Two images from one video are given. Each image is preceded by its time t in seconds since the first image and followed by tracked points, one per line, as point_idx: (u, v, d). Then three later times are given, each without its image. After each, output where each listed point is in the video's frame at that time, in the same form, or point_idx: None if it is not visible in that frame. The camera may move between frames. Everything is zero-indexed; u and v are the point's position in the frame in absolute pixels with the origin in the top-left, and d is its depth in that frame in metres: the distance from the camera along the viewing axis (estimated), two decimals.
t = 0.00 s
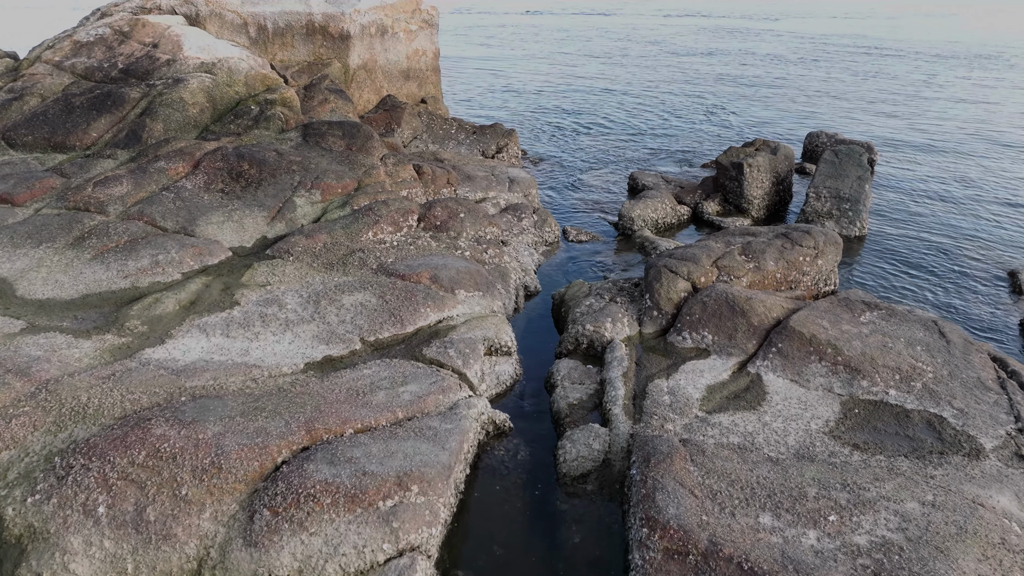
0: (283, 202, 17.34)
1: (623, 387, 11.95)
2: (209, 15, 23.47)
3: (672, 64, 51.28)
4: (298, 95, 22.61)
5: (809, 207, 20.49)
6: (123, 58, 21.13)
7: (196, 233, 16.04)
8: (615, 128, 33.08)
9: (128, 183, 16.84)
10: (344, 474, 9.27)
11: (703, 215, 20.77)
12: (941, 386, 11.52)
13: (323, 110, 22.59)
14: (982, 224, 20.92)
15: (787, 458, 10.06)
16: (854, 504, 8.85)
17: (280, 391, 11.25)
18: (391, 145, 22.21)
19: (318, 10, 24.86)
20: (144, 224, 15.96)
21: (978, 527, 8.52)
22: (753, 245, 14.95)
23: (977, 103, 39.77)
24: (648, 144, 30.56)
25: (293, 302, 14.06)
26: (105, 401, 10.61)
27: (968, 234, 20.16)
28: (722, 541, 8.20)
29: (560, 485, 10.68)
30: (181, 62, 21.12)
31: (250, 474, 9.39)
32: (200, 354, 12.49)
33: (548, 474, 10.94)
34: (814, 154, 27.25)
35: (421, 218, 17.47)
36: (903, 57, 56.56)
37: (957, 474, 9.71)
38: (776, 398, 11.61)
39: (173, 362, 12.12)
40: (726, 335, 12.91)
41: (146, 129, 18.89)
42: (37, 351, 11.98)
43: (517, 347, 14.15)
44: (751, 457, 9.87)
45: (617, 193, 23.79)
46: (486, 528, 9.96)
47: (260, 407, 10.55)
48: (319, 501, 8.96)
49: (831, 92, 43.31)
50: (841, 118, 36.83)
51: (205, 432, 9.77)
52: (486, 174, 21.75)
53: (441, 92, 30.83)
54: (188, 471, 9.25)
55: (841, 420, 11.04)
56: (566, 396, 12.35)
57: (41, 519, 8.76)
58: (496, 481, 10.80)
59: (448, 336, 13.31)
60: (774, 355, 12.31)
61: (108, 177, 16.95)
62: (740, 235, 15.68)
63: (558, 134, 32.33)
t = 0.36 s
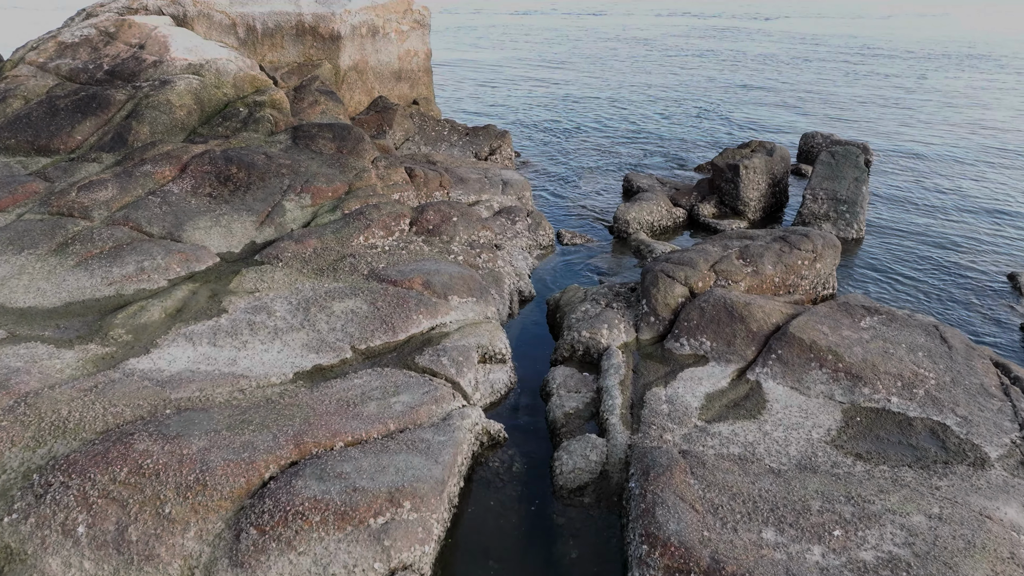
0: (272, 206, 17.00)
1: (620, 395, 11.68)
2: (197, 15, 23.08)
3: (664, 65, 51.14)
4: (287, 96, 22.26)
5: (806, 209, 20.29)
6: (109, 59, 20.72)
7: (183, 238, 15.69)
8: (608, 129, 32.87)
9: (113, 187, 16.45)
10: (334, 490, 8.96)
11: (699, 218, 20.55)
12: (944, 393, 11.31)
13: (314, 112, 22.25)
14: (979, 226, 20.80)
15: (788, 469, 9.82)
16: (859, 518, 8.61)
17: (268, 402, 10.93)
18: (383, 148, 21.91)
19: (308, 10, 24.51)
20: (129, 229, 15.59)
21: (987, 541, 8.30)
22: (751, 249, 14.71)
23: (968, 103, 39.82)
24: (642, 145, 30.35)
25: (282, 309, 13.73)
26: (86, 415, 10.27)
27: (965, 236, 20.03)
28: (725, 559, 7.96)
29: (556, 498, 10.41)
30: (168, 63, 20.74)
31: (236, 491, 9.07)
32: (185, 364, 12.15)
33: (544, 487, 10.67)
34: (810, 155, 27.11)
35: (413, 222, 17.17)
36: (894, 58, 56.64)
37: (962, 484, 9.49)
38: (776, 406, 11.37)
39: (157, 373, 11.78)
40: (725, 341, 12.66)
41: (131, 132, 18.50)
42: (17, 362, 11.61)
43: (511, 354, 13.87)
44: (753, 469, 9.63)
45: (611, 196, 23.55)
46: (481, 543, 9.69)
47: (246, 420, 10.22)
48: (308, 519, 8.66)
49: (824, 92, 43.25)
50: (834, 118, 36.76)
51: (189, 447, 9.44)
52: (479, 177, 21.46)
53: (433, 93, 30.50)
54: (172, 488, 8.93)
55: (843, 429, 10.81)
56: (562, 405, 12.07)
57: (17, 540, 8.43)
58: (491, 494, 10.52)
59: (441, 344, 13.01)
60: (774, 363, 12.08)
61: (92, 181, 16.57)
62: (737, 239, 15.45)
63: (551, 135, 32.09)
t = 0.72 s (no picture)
0: (260, 210, 16.67)
1: (616, 404, 11.42)
2: (183, 15, 22.70)
3: (657, 65, 50.98)
4: (276, 98, 21.91)
5: (802, 211, 20.12)
6: (93, 60, 20.30)
7: (169, 244, 15.34)
8: (602, 130, 32.65)
9: (97, 191, 16.06)
10: (322, 507, 8.66)
11: (694, 220, 20.34)
12: (946, 400, 11.11)
13: (303, 114, 21.92)
14: (975, 228, 20.69)
15: (790, 480, 9.60)
16: (864, 531, 8.39)
17: (254, 414, 10.61)
18: (374, 150, 21.59)
19: (297, 10, 24.16)
20: (113, 235, 15.21)
21: (994, 555, 8.11)
22: (748, 253, 14.48)
23: (960, 103, 39.88)
24: (635, 146, 30.16)
25: (270, 316, 13.41)
26: (65, 429, 9.92)
27: (962, 237, 19.91)
28: None
29: (551, 511, 10.14)
30: (154, 65, 20.35)
31: (220, 509, 8.77)
32: (170, 374, 11.81)
33: (539, 499, 10.40)
34: (804, 155, 26.97)
35: (405, 225, 16.86)
36: (886, 58, 56.72)
37: (967, 495, 9.29)
38: (776, 414, 11.15)
39: (141, 384, 11.43)
40: (723, 347, 12.43)
41: (116, 135, 18.12)
42: None
43: (505, 361, 13.59)
44: (753, 481, 9.40)
45: (605, 197, 23.31)
46: (475, 558, 9.41)
47: (232, 433, 9.90)
48: (296, 538, 8.36)
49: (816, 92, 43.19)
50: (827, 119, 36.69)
51: (172, 463, 9.11)
52: (471, 179, 21.18)
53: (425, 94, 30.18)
54: (154, 507, 8.61)
55: (844, 438, 10.60)
56: (557, 414, 11.81)
57: None
58: (485, 507, 10.24)
59: (433, 351, 12.72)
60: (773, 369, 11.85)
61: (76, 185, 16.18)
62: (733, 242, 15.23)
63: (544, 136, 31.84)
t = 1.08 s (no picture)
0: (249, 214, 16.33)
1: (613, 412, 11.16)
2: (170, 16, 22.33)
3: (650, 65, 50.79)
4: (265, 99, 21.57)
5: (799, 213, 19.94)
6: (78, 61, 19.89)
7: (154, 249, 14.98)
8: (595, 131, 32.39)
9: (80, 196, 15.68)
10: (311, 525, 8.37)
11: (690, 222, 20.13)
12: (949, 407, 10.91)
13: (293, 116, 21.59)
14: (972, 230, 20.58)
15: (791, 492, 9.38)
16: (869, 545, 8.18)
17: (241, 426, 10.29)
18: (365, 152, 21.27)
19: (287, 10, 23.83)
20: (97, 240, 14.84)
21: (1003, 570, 7.91)
22: (745, 256, 14.26)
23: (953, 103, 39.86)
24: (629, 147, 29.94)
25: (258, 323, 13.09)
26: (44, 444, 9.58)
27: (959, 240, 19.80)
28: None
29: (547, 524, 9.88)
30: (140, 66, 19.95)
31: (205, 526, 8.46)
32: (155, 384, 11.47)
33: (535, 511, 10.14)
34: (799, 156, 26.85)
35: (396, 229, 16.56)
36: (879, 58, 56.73)
37: (973, 506, 9.09)
38: (776, 422, 10.92)
39: (124, 395, 11.08)
40: (721, 353, 12.20)
41: (101, 138, 17.74)
42: None
43: (499, 368, 13.32)
44: (755, 492, 9.16)
45: (599, 199, 23.06)
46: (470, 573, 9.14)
47: (217, 447, 9.58)
48: (283, 557, 8.07)
49: (809, 92, 43.11)
50: (822, 119, 36.59)
51: (155, 479, 8.79)
52: (464, 181, 20.90)
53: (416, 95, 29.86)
54: (135, 525, 8.29)
55: (846, 446, 10.39)
56: (553, 423, 11.54)
57: None
58: (480, 519, 9.95)
59: (425, 359, 12.43)
60: (772, 376, 11.64)
61: (59, 189, 15.79)
62: (730, 245, 15.02)
63: (538, 137, 31.58)
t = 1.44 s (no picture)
0: (237, 218, 16.00)
1: (610, 422, 10.92)
2: (158, 16, 21.96)
3: (643, 65, 50.61)
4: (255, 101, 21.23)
5: (796, 215, 19.74)
6: (63, 62, 19.48)
7: (141, 255, 14.64)
8: (590, 132, 32.20)
9: (64, 200, 15.31)
10: (299, 543, 8.09)
11: (686, 224, 19.91)
12: (952, 414, 10.71)
13: (283, 117, 21.26)
14: (970, 232, 20.45)
15: (794, 504, 9.16)
16: (875, 560, 7.97)
17: (228, 439, 9.99)
18: (356, 154, 20.97)
19: (276, 11, 23.50)
20: (81, 246, 14.49)
21: None
22: (743, 259, 14.04)
23: (946, 104, 39.84)
24: (624, 148, 29.73)
25: (246, 331, 12.78)
26: (23, 460, 9.24)
27: (957, 242, 19.66)
28: None
29: (544, 537, 9.63)
30: (126, 67, 19.56)
31: (189, 545, 8.17)
32: (139, 395, 11.14)
33: (531, 525, 9.88)
34: (795, 157, 26.73)
35: (388, 233, 16.27)
36: (871, 57, 56.78)
37: (980, 517, 8.88)
38: (776, 430, 10.71)
39: (108, 407, 10.75)
40: (719, 360, 11.97)
41: (86, 140, 17.35)
42: None
43: (493, 375, 13.04)
44: (757, 505, 8.94)
45: (594, 201, 22.82)
46: None
47: (203, 461, 9.28)
48: None
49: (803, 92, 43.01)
50: (816, 119, 36.50)
51: (137, 496, 8.48)
52: (457, 184, 20.63)
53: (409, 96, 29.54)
54: (117, 545, 7.99)
55: (848, 455, 10.18)
56: (549, 432, 11.28)
57: None
58: (475, 533, 9.69)
59: (418, 367, 12.15)
60: (772, 383, 11.42)
61: (42, 193, 15.41)
62: (728, 249, 14.80)
63: (531, 138, 31.33)
